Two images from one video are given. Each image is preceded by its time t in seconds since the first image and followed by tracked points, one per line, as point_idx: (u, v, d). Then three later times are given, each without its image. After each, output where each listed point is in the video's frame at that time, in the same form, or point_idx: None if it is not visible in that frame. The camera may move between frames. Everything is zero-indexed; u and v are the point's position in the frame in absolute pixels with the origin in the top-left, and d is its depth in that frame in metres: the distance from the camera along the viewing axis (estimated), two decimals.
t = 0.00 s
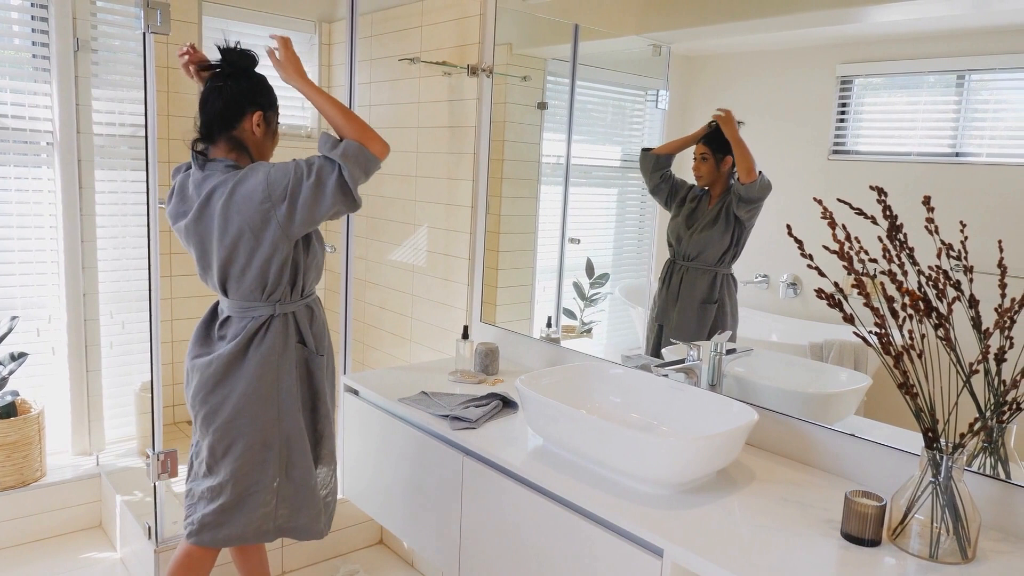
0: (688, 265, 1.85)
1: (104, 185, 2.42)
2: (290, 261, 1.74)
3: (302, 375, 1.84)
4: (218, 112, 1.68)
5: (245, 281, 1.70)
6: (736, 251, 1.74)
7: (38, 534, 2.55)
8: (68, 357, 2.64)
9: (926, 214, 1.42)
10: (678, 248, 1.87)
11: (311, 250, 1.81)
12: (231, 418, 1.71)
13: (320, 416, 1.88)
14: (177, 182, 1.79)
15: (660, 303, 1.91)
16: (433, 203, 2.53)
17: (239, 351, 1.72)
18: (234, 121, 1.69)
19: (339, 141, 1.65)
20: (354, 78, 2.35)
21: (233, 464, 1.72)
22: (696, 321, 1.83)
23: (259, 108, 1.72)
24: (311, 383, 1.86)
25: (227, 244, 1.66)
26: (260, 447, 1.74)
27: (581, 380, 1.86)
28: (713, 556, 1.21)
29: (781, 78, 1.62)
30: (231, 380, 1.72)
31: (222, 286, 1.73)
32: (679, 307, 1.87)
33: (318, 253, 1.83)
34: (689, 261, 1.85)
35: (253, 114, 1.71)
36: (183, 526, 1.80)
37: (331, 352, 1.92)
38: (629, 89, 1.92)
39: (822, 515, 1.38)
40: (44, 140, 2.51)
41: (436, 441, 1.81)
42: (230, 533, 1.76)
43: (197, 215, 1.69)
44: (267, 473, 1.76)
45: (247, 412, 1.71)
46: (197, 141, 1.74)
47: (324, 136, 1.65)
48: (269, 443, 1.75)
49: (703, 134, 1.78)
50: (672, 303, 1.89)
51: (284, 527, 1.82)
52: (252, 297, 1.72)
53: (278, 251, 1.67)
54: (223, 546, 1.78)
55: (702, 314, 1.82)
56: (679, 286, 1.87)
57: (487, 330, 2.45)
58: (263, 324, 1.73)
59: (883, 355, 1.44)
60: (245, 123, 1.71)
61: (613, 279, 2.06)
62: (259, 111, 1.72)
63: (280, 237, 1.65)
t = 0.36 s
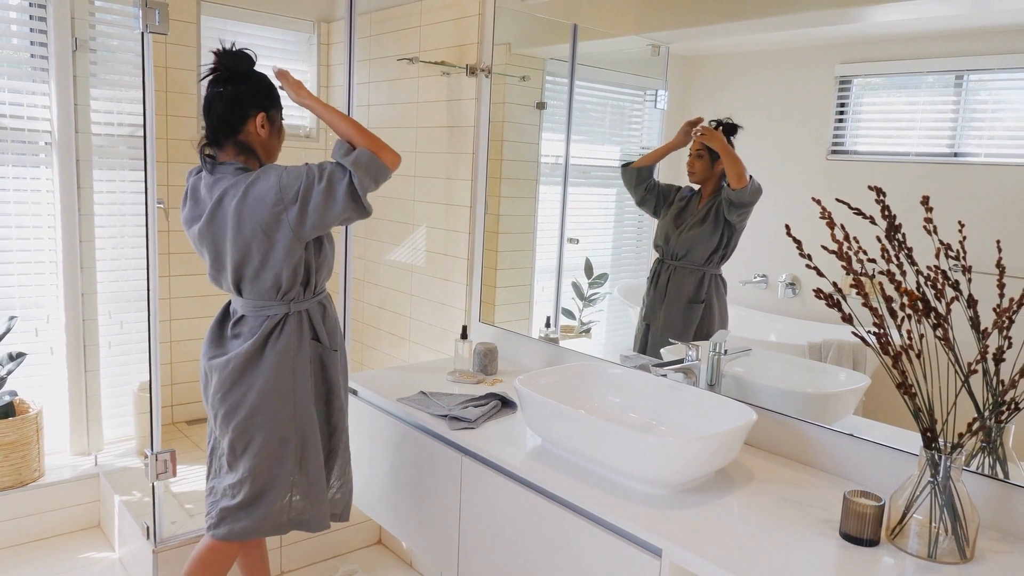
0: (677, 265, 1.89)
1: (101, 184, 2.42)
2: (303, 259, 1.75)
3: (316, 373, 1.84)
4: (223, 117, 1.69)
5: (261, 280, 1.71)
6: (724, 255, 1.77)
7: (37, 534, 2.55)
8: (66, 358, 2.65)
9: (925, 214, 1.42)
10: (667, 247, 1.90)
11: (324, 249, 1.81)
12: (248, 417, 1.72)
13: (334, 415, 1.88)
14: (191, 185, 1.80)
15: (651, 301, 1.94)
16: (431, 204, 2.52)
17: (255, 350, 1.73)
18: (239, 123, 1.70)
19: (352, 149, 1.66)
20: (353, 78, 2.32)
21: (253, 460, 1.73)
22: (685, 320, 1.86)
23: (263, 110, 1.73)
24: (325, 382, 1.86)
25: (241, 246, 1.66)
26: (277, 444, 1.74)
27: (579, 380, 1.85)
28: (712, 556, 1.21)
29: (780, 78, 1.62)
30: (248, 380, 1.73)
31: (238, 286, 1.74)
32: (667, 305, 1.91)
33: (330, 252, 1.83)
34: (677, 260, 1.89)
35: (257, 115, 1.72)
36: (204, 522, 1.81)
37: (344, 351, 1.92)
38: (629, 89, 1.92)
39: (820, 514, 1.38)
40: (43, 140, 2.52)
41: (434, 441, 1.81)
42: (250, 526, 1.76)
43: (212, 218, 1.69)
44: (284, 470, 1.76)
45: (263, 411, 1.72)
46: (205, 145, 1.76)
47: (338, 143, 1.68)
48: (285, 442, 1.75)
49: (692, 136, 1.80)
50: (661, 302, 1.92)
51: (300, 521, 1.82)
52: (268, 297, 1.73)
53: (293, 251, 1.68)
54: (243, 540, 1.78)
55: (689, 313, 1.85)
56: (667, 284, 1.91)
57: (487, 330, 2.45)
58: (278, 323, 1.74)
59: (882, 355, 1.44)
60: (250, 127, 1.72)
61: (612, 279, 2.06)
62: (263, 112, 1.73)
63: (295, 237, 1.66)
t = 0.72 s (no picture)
0: (670, 266, 1.90)
1: (100, 184, 2.42)
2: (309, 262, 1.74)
3: (321, 375, 1.84)
4: (224, 123, 1.70)
5: (267, 283, 1.70)
6: (717, 257, 1.78)
7: (36, 534, 2.55)
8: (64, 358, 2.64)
9: (924, 213, 1.42)
10: (660, 250, 1.92)
11: (328, 250, 1.81)
12: (257, 420, 1.72)
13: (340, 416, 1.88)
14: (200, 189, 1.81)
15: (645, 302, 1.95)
16: (429, 203, 2.51)
17: (263, 353, 1.73)
18: (240, 128, 1.71)
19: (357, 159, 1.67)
20: (351, 77, 2.32)
21: (263, 461, 1.73)
22: (678, 320, 1.87)
23: (263, 112, 1.73)
24: (331, 384, 1.85)
25: (249, 248, 1.67)
26: (286, 445, 1.74)
27: (578, 380, 1.85)
28: (711, 556, 1.21)
29: (779, 78, 1.62)
30: (255, 383, 1.73)
31: (245, 288, 1.74)
32: (660, 307, 1.92)
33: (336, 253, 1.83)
34: (670, 262, 1.90)
35: (258, 118, 1.72)
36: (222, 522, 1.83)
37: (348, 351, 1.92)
38: (627, 88, 1.92)
39: (819, 514, 1.38)
40: (41, 140, 2.52)
41: (433, 441, 1.81)
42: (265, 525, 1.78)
43: (219, 220, 1.70)
44: (294, 471, 1.76)
45: (272, 414, 1.72)
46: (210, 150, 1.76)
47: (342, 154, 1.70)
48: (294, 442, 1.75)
49: (684, 139, 1.81)
50: (654, 303, 1.93)
51: (313, 521, 1.82)
52: (274, 299, 1.73)
53: (298, 253, 1.68)
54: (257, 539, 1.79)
55: (682, 315, 1.86)
56: (660, 285, 1.92)
57: (486, 330, 2.45)
58: (285, 325, 1.74)
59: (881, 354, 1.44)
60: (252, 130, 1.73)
61: (611, 279, 2.06)
62: (263, 113, 1.73)
63: (300, 239, 1.66)
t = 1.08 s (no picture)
0: (667, 268, 1.90)
1: (98, 184, 2.42)
2: (303, 267, 1.73)
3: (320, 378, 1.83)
4: (226, 125, 1.71)
5: (264, 287, 1.70)
6: (715, 258, 1.78)
7: (36, 534, 2.54)
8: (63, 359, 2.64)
9: (922, 214, 1.42)
10: (657, 252, 1.92)
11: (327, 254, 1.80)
12: (258, 420, 1.72)
13: (339, 417, 1.87)
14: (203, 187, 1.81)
15: (643, 304, 1.95)
16: (428, 204, 2.50)
17: (262, 356, 1.73)
18: (241, 131, 1.72)
19: (353, 182, 1.57)
20: (349, 77, 2.33)
21: (266, 459, 1.74)
22: (676, 323, 1.87)
23: (265, 113, 1.73)
24: (330, 387, 1.85)
25: (247, 249, 1.67)
26: (288, 446, 1.74)
27: (577, 380, 1.85)
28: (709, 556, 1.21)
29: (778, 78, 1.62)
30: (255, 386, 1.73)
31: (243, 288, 1.74)
32: (659, 308, 1.92)
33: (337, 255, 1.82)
34: (668, 264, 1.90)
35: (259, 119, 1.73)
36: (240, 520, 1.86)
37: (346, 352, 1.91)
38: (626, 88, 1.92)
39: (817, 514, 1.38)
40: (40, 140, 2.51)
41: (431, 441, 1.81)
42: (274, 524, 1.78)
43: (219, 220, 1.70)
44: (296, 471, 1.75)
45: (272, 416, 1.72)
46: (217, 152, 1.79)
47: (341, 175, 1.59)
48: (296, 442, 1.75)
49: (679, 141, 1.82)
50: (651, 306, 1.93)
51: (316, 525, 1.80)
52: (272, 301, 1.72)
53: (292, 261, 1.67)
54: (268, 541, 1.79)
55: (680, 316, 1.86)
56: (659, 287, 1.92)
57: (485, 330, 2.45)
58: (282, 326, 1.73)
59: (880, 354, 1.44)
60: (254, 132, 1.73)
61: (610, 279, 2.05)
62: (265, 115, 1.73)
63: (295, 248, 1.65)
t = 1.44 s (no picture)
0: (666, 269, 1.90)
1: (97, 185, 2.43)
2: (298, 268, 1.72)
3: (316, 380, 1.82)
4: (225, 124, 1.72)
5: (259, 287, 1.71)
6: (715, 258, 1.77)
7: (35, 535, 2.54)
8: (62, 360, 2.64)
9: (920, 214, 1.42)
10: (656, 254, 1.92)
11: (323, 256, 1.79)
12: (254, 419, 1.73)
13: (335, 419, 1.86)
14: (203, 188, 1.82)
15: (642, 306, 1.95)
16: (426, 204, 2.51)
17: (256, 356, 1.73)
18: (241, 131, 1.72)
19: (341, 184, 1.56)
20: (348, 78, 2.32)
21: (264, 459, 1.74)
22: (676, 324, 1.87)
23: (264, 115, 1.73)
24: (325, 388, 1.84)
25: (242, 248, 1.68)
26: (284, 446, 1.74)
27: (576, 380, 1.85)
28: (709, 556, 1.21)
29: (776, 79, 1.62)
30: (251, 386, 1.73)
31: (240, 288, 1.74)
32: (660, 309, 1.91)
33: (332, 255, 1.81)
34: (668, 265, 1.90)
35: (258, 120, 1.72)
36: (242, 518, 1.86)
37: (343, 353, 1.91)
38: (624, 89, 1.92)
39: (816, 514, 1.38)
40: (38, 140, 2.51)
41: (430, 442, 1.81)
42: (274, 524, 1.79)
43: (216, 220, 1.71)
44: (293, 471, 1.75)
45: (267, 415, 1.72)
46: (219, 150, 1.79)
47: (330, 175, 1.59)
48: (291, 443, 1.74)
49: (676, 142, 1.81)
50: (652, 307, 1.93)
51: (315, 524, 1.80)
52: (266, 301, 1.72)
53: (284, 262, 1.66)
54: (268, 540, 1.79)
55: (682, 317, 1.85)
56: (659, 288, 1.92)
57: (483, 331, 2.45)
58: (277, 327, 1.73)
59: (879, 354, 1.43)
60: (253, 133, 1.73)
61: (609, 279, 2.05)
62: (264, 116, 1.73)
63: (286, 248, 1.64)
